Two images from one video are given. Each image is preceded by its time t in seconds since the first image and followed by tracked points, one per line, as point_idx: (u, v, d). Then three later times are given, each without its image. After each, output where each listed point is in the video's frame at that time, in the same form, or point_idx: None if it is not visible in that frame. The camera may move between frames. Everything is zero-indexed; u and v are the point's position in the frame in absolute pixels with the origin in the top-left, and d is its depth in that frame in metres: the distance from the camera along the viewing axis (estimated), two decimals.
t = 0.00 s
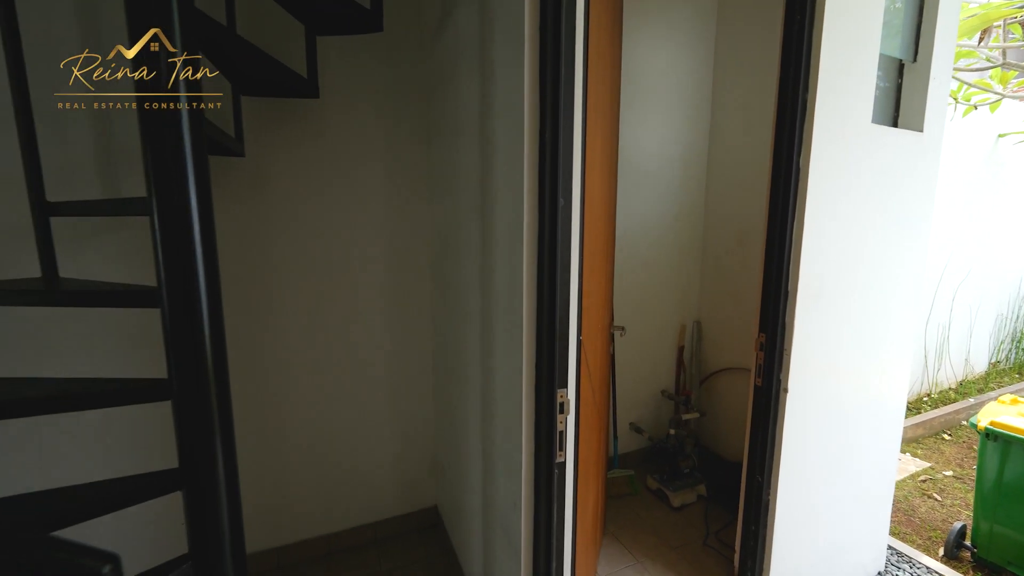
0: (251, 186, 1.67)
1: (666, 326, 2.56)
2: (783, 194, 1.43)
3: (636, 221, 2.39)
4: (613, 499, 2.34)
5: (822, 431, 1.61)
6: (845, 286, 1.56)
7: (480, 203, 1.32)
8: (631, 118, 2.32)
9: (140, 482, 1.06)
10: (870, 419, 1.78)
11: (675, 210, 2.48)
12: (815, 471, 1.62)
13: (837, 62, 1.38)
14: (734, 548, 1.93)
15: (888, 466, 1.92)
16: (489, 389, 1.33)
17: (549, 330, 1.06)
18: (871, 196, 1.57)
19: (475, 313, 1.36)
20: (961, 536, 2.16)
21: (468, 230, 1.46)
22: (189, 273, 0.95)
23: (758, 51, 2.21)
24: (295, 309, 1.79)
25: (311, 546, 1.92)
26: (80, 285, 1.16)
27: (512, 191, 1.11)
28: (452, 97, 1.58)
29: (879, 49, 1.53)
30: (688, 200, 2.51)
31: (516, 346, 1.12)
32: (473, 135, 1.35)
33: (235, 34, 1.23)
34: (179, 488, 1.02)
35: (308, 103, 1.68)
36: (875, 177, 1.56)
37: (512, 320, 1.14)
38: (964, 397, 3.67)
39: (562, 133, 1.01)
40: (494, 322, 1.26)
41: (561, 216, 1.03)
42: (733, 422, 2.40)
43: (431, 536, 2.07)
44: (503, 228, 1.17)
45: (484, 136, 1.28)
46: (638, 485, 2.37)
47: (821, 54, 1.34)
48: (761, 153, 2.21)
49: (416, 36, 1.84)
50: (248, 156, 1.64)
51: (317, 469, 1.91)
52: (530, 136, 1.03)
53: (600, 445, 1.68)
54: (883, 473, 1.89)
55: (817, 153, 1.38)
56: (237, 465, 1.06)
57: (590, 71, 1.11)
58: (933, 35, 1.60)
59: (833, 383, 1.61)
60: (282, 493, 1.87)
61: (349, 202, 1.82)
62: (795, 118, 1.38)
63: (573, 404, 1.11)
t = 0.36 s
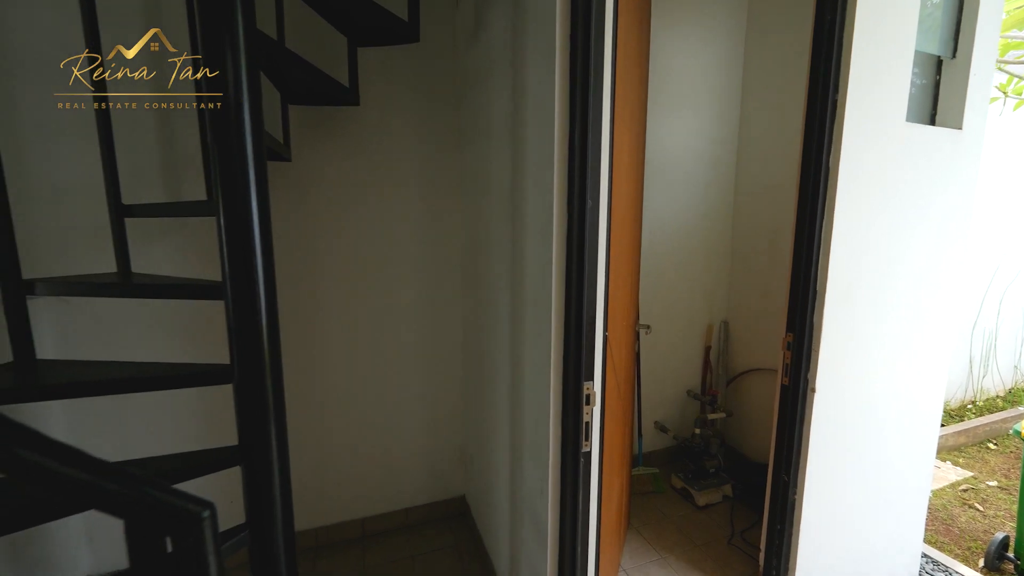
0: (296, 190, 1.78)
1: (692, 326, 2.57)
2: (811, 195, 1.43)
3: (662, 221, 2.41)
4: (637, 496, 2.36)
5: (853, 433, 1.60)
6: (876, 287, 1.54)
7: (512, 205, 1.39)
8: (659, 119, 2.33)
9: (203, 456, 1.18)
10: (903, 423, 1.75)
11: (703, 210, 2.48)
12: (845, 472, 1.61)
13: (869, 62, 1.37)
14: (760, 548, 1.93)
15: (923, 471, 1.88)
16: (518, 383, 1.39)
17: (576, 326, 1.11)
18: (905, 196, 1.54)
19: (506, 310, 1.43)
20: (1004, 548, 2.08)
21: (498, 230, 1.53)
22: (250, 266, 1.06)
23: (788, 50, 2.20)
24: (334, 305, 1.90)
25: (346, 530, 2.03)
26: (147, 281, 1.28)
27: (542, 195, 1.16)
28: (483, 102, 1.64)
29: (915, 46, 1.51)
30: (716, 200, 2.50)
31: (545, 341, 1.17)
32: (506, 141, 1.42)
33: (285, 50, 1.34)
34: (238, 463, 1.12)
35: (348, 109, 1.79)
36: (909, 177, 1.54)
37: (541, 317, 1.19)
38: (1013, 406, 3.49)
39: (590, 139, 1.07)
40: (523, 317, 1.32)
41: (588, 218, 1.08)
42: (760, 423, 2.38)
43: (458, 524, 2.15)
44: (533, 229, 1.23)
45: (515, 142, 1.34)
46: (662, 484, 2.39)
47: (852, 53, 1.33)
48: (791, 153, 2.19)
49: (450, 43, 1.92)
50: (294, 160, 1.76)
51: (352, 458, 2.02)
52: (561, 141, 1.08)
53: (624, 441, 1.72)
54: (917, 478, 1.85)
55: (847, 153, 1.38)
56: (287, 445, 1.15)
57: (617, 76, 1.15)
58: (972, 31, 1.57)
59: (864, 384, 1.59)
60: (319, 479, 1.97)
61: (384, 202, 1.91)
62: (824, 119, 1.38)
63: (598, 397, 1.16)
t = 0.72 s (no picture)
0: (334, 193, 1.87)
1: (721, 328, 2.54)
2: (845, 195, 1.41)
3: (691, 221, 2.39)
4: (662, 497, 2.36)
5: (889, 438, 1.56)
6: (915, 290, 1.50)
7: (541, 207, 1.43)
8: (688, 118, 2.32)
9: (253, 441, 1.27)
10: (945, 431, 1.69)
11: (733, 210, 2.45)
12: (881, 479, 1.57)
13: (909, 58, 1.34)
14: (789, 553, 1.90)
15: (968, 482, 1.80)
16: (546, 380, 1.43)
17: (604, 325, 1.14)
18: (947, 196, 1.50)
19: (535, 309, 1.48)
20: None
21: (528, 231, 1.57)
22: (297, 265, 1.14)
23: (823, 46, 2.15)
24: (368, 302, 1.98)
25: (378, 519, 2.12)
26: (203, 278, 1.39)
27: (571, 196, 1.20)
28: (513, 106, 1.69)
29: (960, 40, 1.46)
30: (748, 200, 2.47)
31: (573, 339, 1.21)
32: (536, 145, 1.46)
33: (327, 62, 1.41)
34: (284, 448, 1.21)
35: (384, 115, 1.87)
36: (952, 176, 1.49)
37: (569, 315, 1.23)
38: None
39: (619, 142, 1.09)
40: (551, 317, 1.36)
41: (617, 219, 1.11)
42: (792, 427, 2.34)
43: (485, 517, 2.21)
44: (562, 230, 1.27)
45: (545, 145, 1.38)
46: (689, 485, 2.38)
47: (890, 50, 1.30)
48: (827, 151, 2.14)
49: (481, 49, 1.97)
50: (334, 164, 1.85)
51: (384, 449, 2.10)
52: (590, 144, 1.12)
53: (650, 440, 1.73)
54: (960, 489, 1.78)
55: (884, 152, 1.35)
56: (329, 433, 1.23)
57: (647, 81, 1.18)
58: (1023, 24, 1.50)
59: (901, 389, 1.55)
60: (353, 469, 2.07)
61: (417, 204, 1.99)
62: (860, 117, 1.36)
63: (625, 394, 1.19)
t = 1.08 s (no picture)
0: (367, 196, 1.96)
1: (750, 331, 2.49)
2: (879, 197, 1.38)
3: (719, 223, 2.37)
4: (687, 500, 2.34)
5: (925, 446, 1.51)
6: (954, 294, 1.45)
7: (565, 210, 1.46)
8: (717, 119, 2.30)
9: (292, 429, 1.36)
10: (989, 443, 1.61)
11: (762, 211, 2.40)
12: (917, 489, 1.51)
13: (949, 54, 1.29)
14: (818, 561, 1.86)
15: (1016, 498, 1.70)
16: (568, 379, 1.46)
17: (625, 325, 1.16)
18: (990, 197, 1.44)
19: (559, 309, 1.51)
20: None
21: (552, 233, 1.61)
22: (333, 264, 1.22)
23: (860, 42, 2.09)
24: (397, 300, 2.06)
25: (406, 509, 2.19)
26: (246, 276, 1.48)
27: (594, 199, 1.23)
28: (539, 110, 1.72)
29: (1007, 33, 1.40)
30: (779, 200, 2.41)
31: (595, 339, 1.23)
32: (561, 149, 1.49)
33: (361, 73, 1.49)
34: (320, 437, 1.28)
35: (415, 121, 1.94)
36: (996, 177, 1.43)
37: (592, 315, 1.25)
38: None
39: (642, 146, 1.11)
40: (575, 318, 1.39)
41: (639, 222, 1.13)
42: (823, 434, 2.28)
43: (508, 512, 2.25)
44: (585, 232, 1.30)
45: (570, 150, 1.42)
46: (714, 490, 2.34)
47: (927, 46, 1.27)
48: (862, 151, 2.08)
49: (509, 55, 2.02)
50: (367, 169, 1.93)
51: (411, 443, 2.17)
52: (613, 148, 1.14)
53: (673, 440, 1.74)
54: (1008, 505, 1.69)
55: (920, 152, 1.32)
56: (361, 424, 1.30)
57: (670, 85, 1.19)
58: None
59: (942, 392, 1.50)
60: (381, 460, 2.15)
61: (445, 206, 2.05)
62: (895, 117, 1.33)
63: (646, 394, 1.20)
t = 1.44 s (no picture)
0: (396, 198, 2.04)
1: (779, 335, 2.44)
2: (913, 195, 1.30)
3: (747, 224, 2.33)
4: (710, 504, 2.31)
5: (966, 459, 1.42)
6: (996, 298, 1.35)
7: (586, 212, 1.49)
8: (745, 119, 2.26)
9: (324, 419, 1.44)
10: None
11: (792, 212, 2.35)
12: (959, 501, 1.42)
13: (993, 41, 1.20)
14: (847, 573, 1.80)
15: None
16: (588, 378, 1.48)
17: (643, 326, 1.17)
18: None
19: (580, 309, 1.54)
20: None
21: (573, 235, 1.63)
22: (363, 264, 1.29)
23: (899, 36, 2.01)
24: (424, 299, 2.13)
25: (430, 502, 2.26)
26: (284, 275, 1.58)
27: (614, 203, 1.25)
28: (562, 114, 1.75)
29: None
30: (811, 201, 2.35)
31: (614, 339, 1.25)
32: (583, 153, 1.52)
33: (390, 81, 1.54)
34: (350, 427, 1.36)
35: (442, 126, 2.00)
36: None
37: (611, 316, 1.28)
38: None
39: (661, 149, 1.13)
40: (594, 319, 1.41)
41: (658, 224, 1.15)
42: (856, 443, 2.21)
43: (530, 509, 2.29)
44: (605, 235, 1.32)
45: (592, 153, 1.44)
46: (739, 495, 2.31)
47: (968, 28, 1.17)
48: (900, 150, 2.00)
49: (534, 60, 2.05)
50: (396, 172, 2.01)
51: (436, 438, 2.24)
52: (632, 152, 1.16)
53: (694, 444, 1.73)
54: None
55: (958, 147, 1.23)
56: (388, 416, 1.37)
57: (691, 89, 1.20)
58: None
59: (982, 402, 1.40)
60: (407, 453, 2.22)
61: (470, 209, 2.11)
62: (931, 109, 1.24)
63: (664, 395, 1.22)
